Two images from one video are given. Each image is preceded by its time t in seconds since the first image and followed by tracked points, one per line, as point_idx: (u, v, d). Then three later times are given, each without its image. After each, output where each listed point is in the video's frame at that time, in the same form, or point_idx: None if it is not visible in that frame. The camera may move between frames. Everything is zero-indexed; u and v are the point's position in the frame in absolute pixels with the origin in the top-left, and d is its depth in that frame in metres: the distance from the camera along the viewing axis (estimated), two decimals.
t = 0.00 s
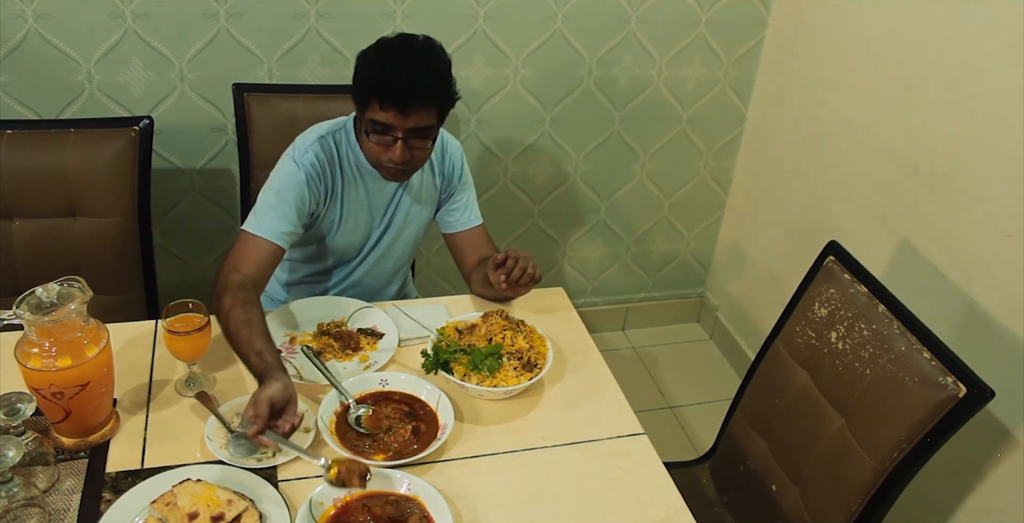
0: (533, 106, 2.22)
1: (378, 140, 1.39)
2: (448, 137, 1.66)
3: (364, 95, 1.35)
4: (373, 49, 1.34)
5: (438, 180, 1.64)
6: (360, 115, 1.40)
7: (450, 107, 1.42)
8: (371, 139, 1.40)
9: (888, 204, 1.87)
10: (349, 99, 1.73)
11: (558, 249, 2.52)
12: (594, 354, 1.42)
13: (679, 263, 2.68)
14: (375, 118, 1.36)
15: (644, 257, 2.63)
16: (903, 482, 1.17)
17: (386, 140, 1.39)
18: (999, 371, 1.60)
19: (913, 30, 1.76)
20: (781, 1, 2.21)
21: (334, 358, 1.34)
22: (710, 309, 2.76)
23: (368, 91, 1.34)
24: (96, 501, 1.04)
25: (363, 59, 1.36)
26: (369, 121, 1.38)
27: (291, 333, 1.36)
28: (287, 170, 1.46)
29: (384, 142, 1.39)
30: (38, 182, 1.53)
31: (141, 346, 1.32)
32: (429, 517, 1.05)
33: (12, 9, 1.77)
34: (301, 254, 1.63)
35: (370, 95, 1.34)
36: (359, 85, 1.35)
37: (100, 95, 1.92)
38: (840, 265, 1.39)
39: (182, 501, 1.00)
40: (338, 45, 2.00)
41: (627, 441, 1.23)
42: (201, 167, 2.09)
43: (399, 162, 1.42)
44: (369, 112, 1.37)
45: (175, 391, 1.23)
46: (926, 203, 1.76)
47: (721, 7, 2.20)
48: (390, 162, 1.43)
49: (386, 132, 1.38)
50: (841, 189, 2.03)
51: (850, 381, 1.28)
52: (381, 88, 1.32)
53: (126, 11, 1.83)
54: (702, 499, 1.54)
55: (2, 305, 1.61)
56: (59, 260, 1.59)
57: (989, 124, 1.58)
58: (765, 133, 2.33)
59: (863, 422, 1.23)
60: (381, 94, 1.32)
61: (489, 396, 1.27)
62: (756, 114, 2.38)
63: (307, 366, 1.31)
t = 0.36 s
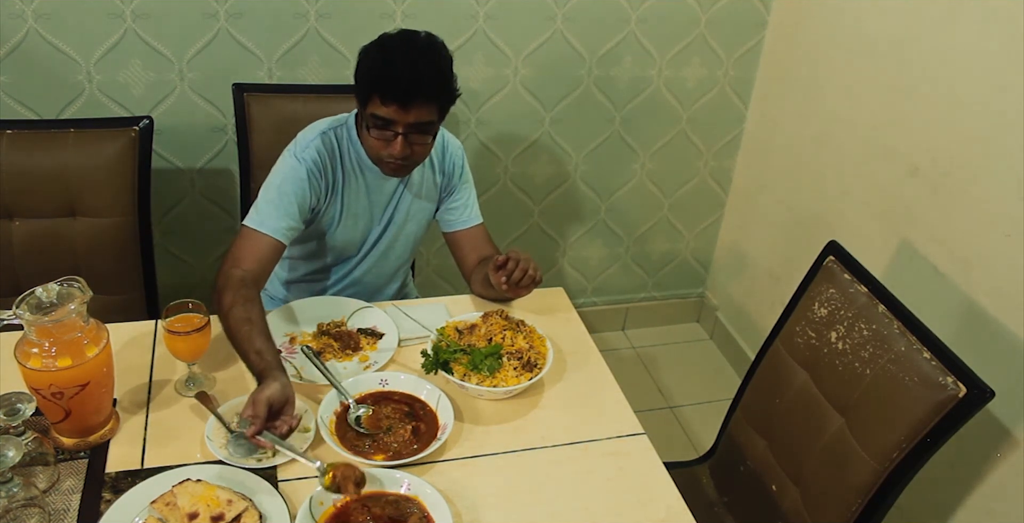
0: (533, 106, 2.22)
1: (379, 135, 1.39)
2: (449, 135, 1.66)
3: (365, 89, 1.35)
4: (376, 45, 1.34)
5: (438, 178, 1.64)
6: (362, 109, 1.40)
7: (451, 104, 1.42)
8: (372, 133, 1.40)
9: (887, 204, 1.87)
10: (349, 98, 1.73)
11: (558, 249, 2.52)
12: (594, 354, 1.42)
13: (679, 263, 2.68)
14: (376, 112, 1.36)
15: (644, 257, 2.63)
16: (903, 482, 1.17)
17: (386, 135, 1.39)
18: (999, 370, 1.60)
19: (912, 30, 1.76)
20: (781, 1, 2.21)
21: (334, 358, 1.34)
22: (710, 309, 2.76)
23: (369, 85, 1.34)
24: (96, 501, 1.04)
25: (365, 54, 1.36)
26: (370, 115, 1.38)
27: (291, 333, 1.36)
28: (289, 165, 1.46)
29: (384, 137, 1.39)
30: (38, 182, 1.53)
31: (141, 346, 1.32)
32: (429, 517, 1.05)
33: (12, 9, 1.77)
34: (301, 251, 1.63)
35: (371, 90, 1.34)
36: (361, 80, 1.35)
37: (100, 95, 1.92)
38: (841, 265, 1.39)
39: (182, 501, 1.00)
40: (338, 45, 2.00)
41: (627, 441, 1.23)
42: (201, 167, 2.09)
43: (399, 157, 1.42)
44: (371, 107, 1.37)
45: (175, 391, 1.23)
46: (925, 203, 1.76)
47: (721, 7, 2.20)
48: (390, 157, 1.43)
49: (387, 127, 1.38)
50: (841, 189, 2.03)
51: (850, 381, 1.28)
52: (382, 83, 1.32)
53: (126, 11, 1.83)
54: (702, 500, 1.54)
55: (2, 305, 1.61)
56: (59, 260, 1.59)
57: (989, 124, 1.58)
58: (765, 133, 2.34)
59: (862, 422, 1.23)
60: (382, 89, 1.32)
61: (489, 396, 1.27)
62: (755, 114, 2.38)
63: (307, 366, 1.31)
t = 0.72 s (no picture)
0: (533, 106, 2.22)
1: (372, 144, 1.41)
2: (452, 136, 1.66)
3: (360, 100, 1.36)
4: (375, 55, 1.34)
5: (438, 178, 1.64)
6: (358, 116, 1.41)
7: (447, 114, 1.42)
8: (366, 142, 1.42)
9: (887, 204, 1.87)
10: (350, 98, 1.73)
11: (558, 249, 2.52)
12: (594, 354, 1.42)
13: (678, 263, 2.68)
14: (370, 124, 1.37)
15: (644, 257, 2.63)
16: (903, 482, 1.17)
17: (378, 146, 1.41)
18: (999, 370, 1.60)
19: (913, 30, 1.76)
20: (781, 1, 2.21)
21: (334, 358, 1.34)
22: (710, 309, 2.76)
23: (364, 98, 1.34)
24: (96, 501, 1.04)
25: (364, 63, 1.36)
26: (365, 125, 1.39)
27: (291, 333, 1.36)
28: (286, 157, 1.47)
29: (377, 148, 1.41)
30: (38, 181, 1.53)
31: (141, 346, 1.32)
32: (429, 517, 1.05)
33: (12, 9, 1.77)
34: (300, 247, 1.64)
35: (365, 103, 1.35)
36: (358, 88, 1.36)
37: (100, 95, 1.92)
38: (841, 265, 1.39)
39: (182, 501, 1.00)
40: (338, 45, 2.00)
41: (627, 441, 1.23)
42: (201, 167, 2.09)
43: (391, 167, 1.45)
44: (365, 117, 1.38)
45: (175, 391, 1.23)
46: (926, 203, 1.76)
47: (721, 7, 2.20)
48: (383, 165, 1.45)
49: (380, 139, 1.39)
50: (841, 189, 2.03)
51: (850, 381, 1.28)
52: (376, 99, 1.32)
53: (126, 11, 1.83)
54: (702, 500, 1.54)
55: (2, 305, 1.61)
56: (60, 259, 1.59)
57: (989, 124, 1.58)
58: (765, 133, 2.34)
59: (862, 422, 1.23)
60: (376, 104, 1.33)
61: (489, 396, 1.27)
62: (756, 114, 2.38)
63: (307, 365, 1.31)
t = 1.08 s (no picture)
0: (533, 105, 2.22)
1: (372, 141, 1.41)
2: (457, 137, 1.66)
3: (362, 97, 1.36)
4: (379, 53, 1.34)
5: (440, 177, 1.64)
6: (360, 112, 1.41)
7: (447, 116, 1.42)
8: (366, 138, 1.42)
9: (887, 204, 1.87)
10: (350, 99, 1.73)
11: (558, 249, 2.52)
12: (594, 354, 1.42)
13: (678, 263, 2.68)
14: (370, 120, 1.37)
15: (644, 257, 2.63)
16: (903, 481, 1.17)
17: (377, 143, 1.41)
18: (999, 371, 1.60)
19: (913, 30, 1.76)
20: (781, 1, 2.21)
21: (334, 357, 1.34)
22: (710, 309, 2.76)
23: (365, 95, 1.35)
24: (96, 501, 1.04)
25: (368, 60, 1.36)
26: (365, 121, 1.39)
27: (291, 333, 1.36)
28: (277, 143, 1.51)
29: (375, 144, 1.41)
30: (38, 181, 1.53)
31: (141, 346, 1.32)
32: (429, 517, 1.05)
33: (12, 9, 1.77)
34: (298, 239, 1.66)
35: (366, 100, 1.35)
36: (361, 84, 1.36)
37: (100, 95, 1.92)
38: (841, 265, 1.39)
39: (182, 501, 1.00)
40: (338, 45, 2.00)
41: (627, 441, 1.23)
42: (201, 167, 2.09)
43: (389, 164, 1.44)
44: (366, 113, 1.38)
45: (175, 391, 1.23)
46: (926, 203, 1.76)
47: (721, 7, 2.20)
48: (381, 162, 1.45)
49: (379, 136, 1.39)
50: (840, 189, 2.03)
51: (850, 381, 1.28)
52: (377, 96, 1.32)
53: (126, 11, 1.83)
54: (702, 500, 1.54)
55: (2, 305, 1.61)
56: (60, 259, 1.59)
57: (989, 124, 1.58)
58: (765, 133, 2.34)
59: (862, 422, 1.23)
60: (377, 102, 1.33)
61: (489, 396, 1.27)
62: (756, 114, 2.38)
63: (307, 366, 1.31)
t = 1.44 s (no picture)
0: (533, 105, 2.22)
1: (364, 148, 1.42)
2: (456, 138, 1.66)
3: (355, 103, 1.36)
4: (373, 61, 1.34)
5: (437, 177, 1.64)
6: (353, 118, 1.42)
7: (441, 124, 1.42)
8: (358, 144, 1.43)
9: (888, 204, 1.87)
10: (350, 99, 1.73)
11: (558, 249, 2.52)
12: (594, 354, 1.42)
13: (678, 262, 2.68)
14: (362, 127, 1.38)
15: (644, 256, 2.63)
16: (903, 481, 1.17)
17: (369, 150, 1.41)
18: (999, 370, 1.60)
19: (913, 30, 1.76)
20: (781, 1, 2.21)
21: (334, 357, 1.34)
22: (710, 309, 2.76)
23: (358, 102, 1.35)
24: (96, 501, 1.04)
25: (362, 67, 1.36)
26: (358, 128, 1.40)
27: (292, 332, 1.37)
28: (269, 138, 1.52)
29: (368, 151, 1.42)
30: (38, 182, 1.53)
31: (142, 346, 1.32)
32: (430, 517, 1.05)
33: (12, 9, 1.77)
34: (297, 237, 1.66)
35: (358, 107, 1.35)
36: (354, 91, 1.37)
37: (100, 95, 1.92)
38: (841, 265, 1.39)
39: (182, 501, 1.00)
40: (338, 45, 2.00)
41: (626, 441, 1.23)
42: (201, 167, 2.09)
43: (381, 170, 1.45)
44: (358, 121, 1.39)
45: (175, 391, 1.23)
46: (926, 203, 1.76)
47: (721, 7, 2.20)
48: (373, 168, 1.46)
49: (371, 144, 1.40)
50: (841, 189, 2.03)
51: (849, 381, 1.28)
52: (369, 105, 1.33)
53: (126, 11, 1.83)
54: (702, 500, 1.54)
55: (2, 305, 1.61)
56: (60, 260, 1.59)
57: (990, 124, 1.58)
58: (765, 133, 2.33)
59: (862, 421, 1.23)
60: (369, 111, 1.33)
61: (489, 396, 1.27)
62: (756, 114, 2.38)
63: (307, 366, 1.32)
